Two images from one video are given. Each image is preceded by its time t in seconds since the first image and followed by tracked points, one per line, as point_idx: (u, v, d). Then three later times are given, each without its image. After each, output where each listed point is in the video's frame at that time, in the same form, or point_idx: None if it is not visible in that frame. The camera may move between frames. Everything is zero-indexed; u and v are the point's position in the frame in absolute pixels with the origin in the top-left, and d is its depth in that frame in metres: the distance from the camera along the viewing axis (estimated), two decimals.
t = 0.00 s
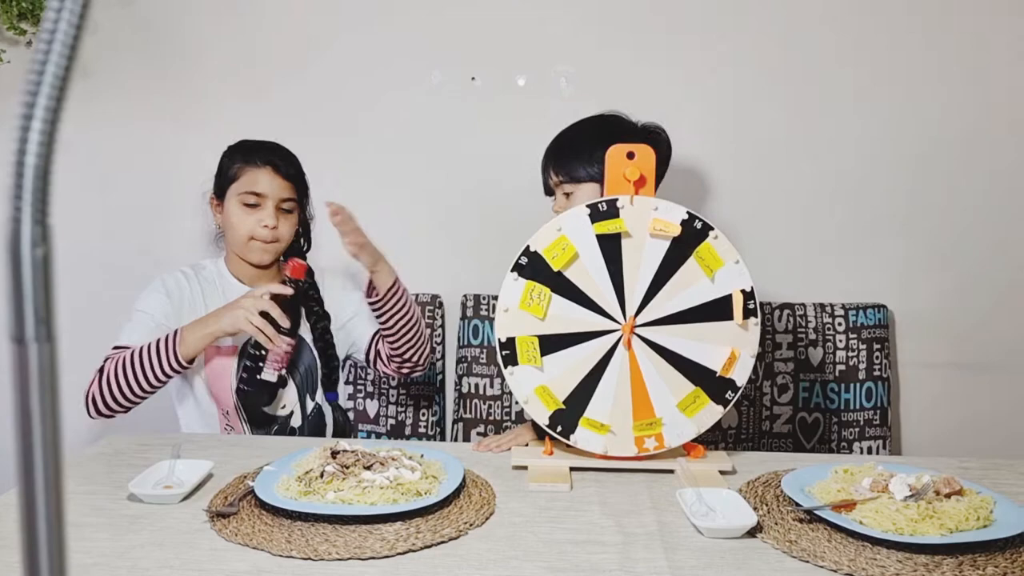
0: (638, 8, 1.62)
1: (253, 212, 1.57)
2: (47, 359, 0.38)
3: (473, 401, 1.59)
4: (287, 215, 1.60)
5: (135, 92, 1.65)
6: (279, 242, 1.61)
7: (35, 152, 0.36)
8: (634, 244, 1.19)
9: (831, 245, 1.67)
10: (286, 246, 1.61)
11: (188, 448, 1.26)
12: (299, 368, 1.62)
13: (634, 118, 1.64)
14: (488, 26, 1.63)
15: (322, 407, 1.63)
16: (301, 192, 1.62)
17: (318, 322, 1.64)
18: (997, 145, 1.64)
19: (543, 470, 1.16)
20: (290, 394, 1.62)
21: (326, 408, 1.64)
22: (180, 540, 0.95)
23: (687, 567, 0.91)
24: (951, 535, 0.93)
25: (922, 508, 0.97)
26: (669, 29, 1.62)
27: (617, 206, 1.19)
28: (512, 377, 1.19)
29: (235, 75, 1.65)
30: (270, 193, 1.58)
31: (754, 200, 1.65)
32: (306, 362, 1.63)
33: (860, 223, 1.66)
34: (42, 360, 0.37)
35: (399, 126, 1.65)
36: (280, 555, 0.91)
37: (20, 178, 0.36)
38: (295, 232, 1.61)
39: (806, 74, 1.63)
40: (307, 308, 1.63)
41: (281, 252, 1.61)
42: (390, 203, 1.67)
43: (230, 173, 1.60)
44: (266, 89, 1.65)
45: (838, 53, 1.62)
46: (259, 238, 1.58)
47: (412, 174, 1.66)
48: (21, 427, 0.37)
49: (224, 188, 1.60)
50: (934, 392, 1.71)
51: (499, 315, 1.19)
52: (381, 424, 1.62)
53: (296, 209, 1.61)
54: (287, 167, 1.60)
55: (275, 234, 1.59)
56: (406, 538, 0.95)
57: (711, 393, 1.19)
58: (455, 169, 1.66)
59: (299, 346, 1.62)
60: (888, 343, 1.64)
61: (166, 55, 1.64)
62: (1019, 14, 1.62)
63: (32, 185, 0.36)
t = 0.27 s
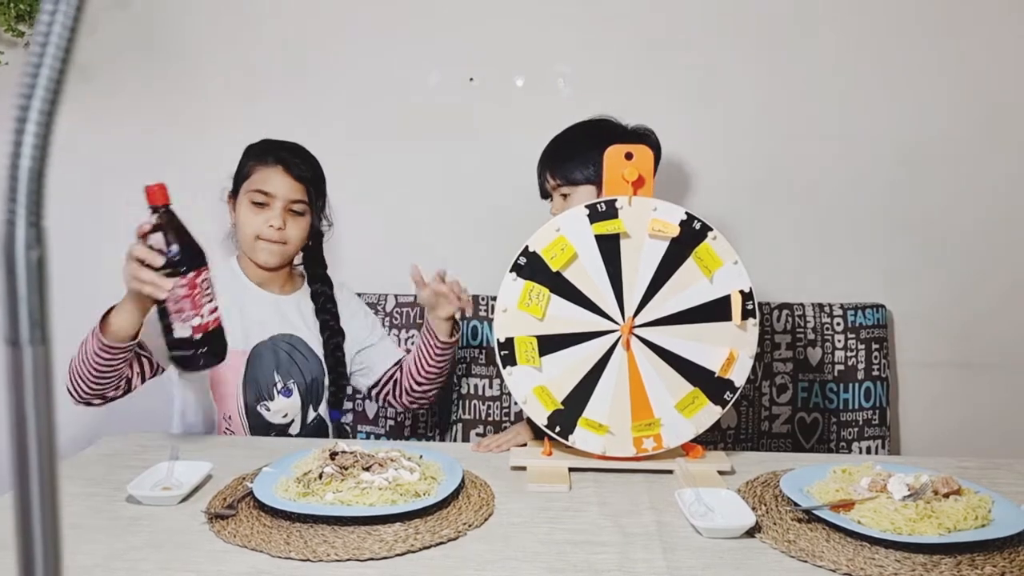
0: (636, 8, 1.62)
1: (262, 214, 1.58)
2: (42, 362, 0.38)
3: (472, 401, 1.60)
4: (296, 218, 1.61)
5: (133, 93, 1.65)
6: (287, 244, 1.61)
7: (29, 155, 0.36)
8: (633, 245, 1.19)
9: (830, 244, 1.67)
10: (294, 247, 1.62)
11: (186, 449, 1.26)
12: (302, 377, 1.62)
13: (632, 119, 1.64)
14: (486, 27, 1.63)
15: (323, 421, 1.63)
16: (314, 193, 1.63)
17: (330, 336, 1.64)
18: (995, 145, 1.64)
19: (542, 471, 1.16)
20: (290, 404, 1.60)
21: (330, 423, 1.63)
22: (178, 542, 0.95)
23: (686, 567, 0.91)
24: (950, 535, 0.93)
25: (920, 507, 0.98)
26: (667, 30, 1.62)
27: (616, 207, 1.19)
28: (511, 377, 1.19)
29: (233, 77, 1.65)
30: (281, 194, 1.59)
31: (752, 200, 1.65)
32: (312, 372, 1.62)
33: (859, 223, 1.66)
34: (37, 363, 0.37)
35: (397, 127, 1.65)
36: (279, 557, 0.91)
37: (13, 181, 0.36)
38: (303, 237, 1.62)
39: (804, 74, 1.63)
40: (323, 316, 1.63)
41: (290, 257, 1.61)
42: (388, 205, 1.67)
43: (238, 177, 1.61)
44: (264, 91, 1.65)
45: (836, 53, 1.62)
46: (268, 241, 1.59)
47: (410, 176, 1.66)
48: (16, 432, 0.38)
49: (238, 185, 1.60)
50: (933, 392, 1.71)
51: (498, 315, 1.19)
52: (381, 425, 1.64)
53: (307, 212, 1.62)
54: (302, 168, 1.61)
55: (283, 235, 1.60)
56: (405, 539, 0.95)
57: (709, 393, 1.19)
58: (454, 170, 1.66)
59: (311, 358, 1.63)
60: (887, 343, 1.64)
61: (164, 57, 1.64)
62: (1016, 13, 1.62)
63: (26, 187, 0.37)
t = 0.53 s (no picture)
0: (634, 8, 1.62)
1: (264, 223, 1.63)
2: (35, 363, 0.38)
3: (471, 402, 1.60)
4: (299, 226, 1.63)
5: (131, 94, 1.65)
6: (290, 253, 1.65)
7: (23, 156, 0.36)
8: (631, 245, 1.19)
9: (828, 244, 1.67)
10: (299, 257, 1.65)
11: (184, 451, 1.25)
12: (312, 395, 1.66)
13: (629, 119, 1.64)
14: (483, 28, 1.63)
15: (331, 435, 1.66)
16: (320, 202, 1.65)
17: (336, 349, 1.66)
18: (993, 144, 1.64)
19: (541, 472, 1.16)
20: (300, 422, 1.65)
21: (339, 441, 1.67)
22: (176, 544, 0.95)
23: (684, 568, 0.91)
24: (948, 534, 0.93)
25: (918, 507, 0.98)
26: (665, 30, 1.62)
27: (614, 207, 1.19)
28: (509, 378, 1.19)
29: (230, 78, 1.65)
30: (284, 202, 1.63)
31: (750, 200, 1.65)
32: (321, 391, 1.66)
33: (856, 223, 1.66)
34: (30, 364, 0.37)
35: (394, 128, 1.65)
36: (277, 558, 0.91)
37: (7, 182, 0.36)
38: (307, 246, 1.65)
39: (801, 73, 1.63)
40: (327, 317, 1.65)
41: (293, 266, 1.64)
42: (386, 205, 1.67)
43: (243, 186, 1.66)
44: (261, 92, 1.65)
45: (834, 53, 1.63)
46: (270, 250, 1.63)
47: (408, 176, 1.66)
48: (10, 434, 0.38)
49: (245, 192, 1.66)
50: (931, 391, 1.71)
51: (496, 315, 1.19)
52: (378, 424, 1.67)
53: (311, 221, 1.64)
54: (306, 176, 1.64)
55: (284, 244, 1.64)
56: (403, 540, 0.95)
57: (707, 393, 1.19)
58: (452, 170, 1.66)
59: (322, 376, 1.66)
60: (885, 343, 1.64)
61: (161, 58, 1.64)
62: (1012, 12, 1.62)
63: (19, 189, 0.36)
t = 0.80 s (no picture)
0: (633, 8, 1.62)
1: (259, 237, 1.58)
2: (25, 366, 0.37)
3: (468, 403, 1.59)
4: (294, 237, 1.59)
5: (129, 95, 1.65)
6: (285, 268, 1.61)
7: (11, 160, 0.36)
8: (629, 245, 1.19)
9: (826, 244, 1.67)
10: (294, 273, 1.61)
11: (180, 453, 1.25)
12: (313, 414, 1.63)
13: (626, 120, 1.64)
14: (479, 29, 1.63)
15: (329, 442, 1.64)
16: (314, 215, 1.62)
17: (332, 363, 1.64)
18: (989, 144, 1.65)
19: (538, 472, 1.16)
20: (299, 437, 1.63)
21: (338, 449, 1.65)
22: (173, 546, 0.94)
23: (681, 569, 0.91)
24: (945, 534, 0.93)
25: (915, 507, 0.97)
26: (661, 31, 1.62)
27: (611, 208, 1.19)
28: (505, 378, 1.19)
29: (226, 79, 1.64)
30: (278, 213, 1.58)
31: (747, 201, 1.66)
32: (321, 409, 1.63)
33: (853, 223, 1.66)
34: (20, 367, 0.37)
35: (390, 129, 1.65)
36: (273, 560, 0.91)
37: None
38: (302, 259, 1.61)
39: (798, 74, 1.63)
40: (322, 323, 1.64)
41: (289, 282, 1.60)
42: (382, 207, 1.67)
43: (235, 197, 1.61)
44: (257, 93, 1.65)
45: (830, 53, 1.63)
46: (266, 264, 1.59)
47: (405, 178, 1.66)
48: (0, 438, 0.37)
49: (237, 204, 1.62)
50: (928, 391, 1.71)
51: (492, 316, 1.19)
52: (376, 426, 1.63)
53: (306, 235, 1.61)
54: (303, 187, 1.60)
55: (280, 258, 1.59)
56: (400, 541, 0.95)
57: (703, 394, 1.19)
58: (450, 171, 1.66)
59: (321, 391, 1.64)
60: (882, 342, 1.64)
61: (158, 60, 1.64)
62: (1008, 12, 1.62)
63: (7, 191, 0.36)
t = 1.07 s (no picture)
0: (630, 7, 1.62)
1: (263, 243, 1.59)
2: (8, 364, 0.37)
3: (462, 403, 1.59)
4: (297, 245, 1.60)
5: (124, 95, 1.64)
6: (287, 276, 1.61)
7: None
8: (622, 244, 1.19)
9: (820, 243, 1.67)
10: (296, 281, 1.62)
11: (172, 454, 1.25)
12: (303, 420, 1.64)
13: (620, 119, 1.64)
14: (473, 28, 1.63)
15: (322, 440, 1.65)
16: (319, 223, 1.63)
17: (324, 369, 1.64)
18: (982, 143, 1.65)
19: (531, 472, 1.16)
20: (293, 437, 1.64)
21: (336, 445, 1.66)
22: (165, 547, 0.94)
23: (674, 568, 0.91)
24: (937, 532, 0.93)
25: (908, 505, 0.98)
26: (655, 30, 1.62)
27: (605, 207, 1.19)
28: (498, 377, 1.19)
29: (219, 78, 1.64)
30: (283, 220, 1.59)
31: (740, 199, 1.66)
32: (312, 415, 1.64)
33: (846, 222, 1.67)
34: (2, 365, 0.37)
35: (384, 129, 1.65)
36: (266, 560, 0.91)
37: None
38: (306, 268, 1.61)
39: (791, 73, 1.63)
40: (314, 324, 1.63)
41: (291, 290, 1.61)
42: (376, 207, 1.66)
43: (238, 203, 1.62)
44: (250, 93, 1.64)
45: (824, 52, 1.63)
46: (269, 271, 1.59)
47: (398, 177, 1.66)
48: None
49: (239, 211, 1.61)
50: (922, 389, 1.71)
51: (485, 315, 1.19)
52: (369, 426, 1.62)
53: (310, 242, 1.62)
54: (308, 194, 1.61)
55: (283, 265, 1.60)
56: (393, 541, 0.94)
57: (696, 393, 1.19)
58: (445, 171, 1.65)
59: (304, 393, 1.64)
60: (876, 341, 1.64)
61: (150, 60, 1.64)
62: (1001, 11, 1.62)
63: None
